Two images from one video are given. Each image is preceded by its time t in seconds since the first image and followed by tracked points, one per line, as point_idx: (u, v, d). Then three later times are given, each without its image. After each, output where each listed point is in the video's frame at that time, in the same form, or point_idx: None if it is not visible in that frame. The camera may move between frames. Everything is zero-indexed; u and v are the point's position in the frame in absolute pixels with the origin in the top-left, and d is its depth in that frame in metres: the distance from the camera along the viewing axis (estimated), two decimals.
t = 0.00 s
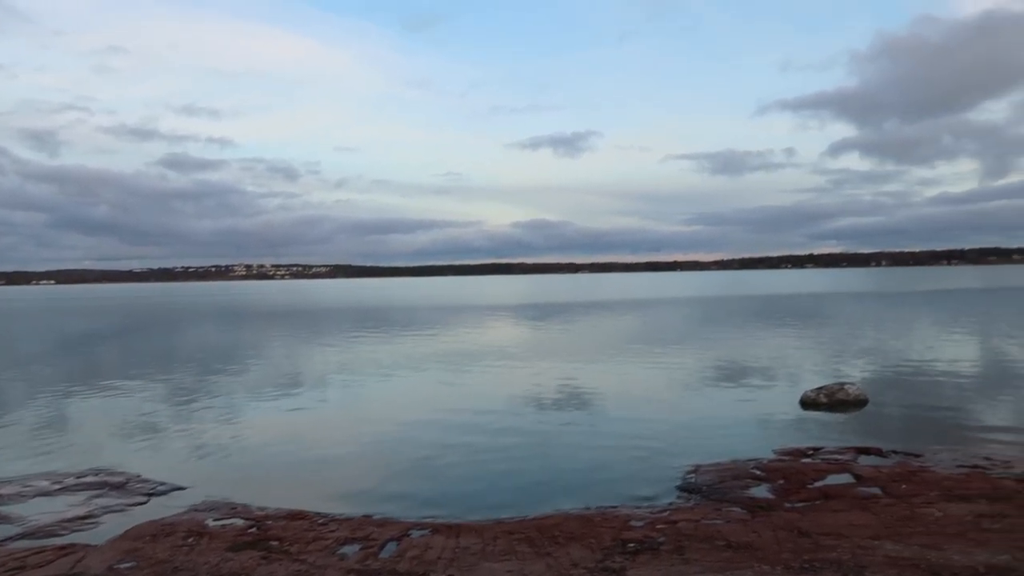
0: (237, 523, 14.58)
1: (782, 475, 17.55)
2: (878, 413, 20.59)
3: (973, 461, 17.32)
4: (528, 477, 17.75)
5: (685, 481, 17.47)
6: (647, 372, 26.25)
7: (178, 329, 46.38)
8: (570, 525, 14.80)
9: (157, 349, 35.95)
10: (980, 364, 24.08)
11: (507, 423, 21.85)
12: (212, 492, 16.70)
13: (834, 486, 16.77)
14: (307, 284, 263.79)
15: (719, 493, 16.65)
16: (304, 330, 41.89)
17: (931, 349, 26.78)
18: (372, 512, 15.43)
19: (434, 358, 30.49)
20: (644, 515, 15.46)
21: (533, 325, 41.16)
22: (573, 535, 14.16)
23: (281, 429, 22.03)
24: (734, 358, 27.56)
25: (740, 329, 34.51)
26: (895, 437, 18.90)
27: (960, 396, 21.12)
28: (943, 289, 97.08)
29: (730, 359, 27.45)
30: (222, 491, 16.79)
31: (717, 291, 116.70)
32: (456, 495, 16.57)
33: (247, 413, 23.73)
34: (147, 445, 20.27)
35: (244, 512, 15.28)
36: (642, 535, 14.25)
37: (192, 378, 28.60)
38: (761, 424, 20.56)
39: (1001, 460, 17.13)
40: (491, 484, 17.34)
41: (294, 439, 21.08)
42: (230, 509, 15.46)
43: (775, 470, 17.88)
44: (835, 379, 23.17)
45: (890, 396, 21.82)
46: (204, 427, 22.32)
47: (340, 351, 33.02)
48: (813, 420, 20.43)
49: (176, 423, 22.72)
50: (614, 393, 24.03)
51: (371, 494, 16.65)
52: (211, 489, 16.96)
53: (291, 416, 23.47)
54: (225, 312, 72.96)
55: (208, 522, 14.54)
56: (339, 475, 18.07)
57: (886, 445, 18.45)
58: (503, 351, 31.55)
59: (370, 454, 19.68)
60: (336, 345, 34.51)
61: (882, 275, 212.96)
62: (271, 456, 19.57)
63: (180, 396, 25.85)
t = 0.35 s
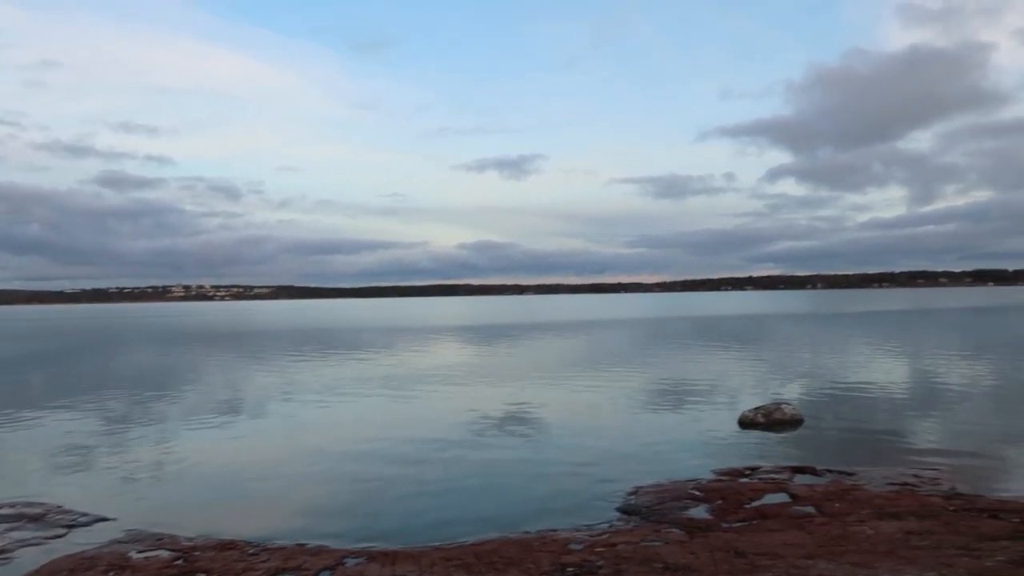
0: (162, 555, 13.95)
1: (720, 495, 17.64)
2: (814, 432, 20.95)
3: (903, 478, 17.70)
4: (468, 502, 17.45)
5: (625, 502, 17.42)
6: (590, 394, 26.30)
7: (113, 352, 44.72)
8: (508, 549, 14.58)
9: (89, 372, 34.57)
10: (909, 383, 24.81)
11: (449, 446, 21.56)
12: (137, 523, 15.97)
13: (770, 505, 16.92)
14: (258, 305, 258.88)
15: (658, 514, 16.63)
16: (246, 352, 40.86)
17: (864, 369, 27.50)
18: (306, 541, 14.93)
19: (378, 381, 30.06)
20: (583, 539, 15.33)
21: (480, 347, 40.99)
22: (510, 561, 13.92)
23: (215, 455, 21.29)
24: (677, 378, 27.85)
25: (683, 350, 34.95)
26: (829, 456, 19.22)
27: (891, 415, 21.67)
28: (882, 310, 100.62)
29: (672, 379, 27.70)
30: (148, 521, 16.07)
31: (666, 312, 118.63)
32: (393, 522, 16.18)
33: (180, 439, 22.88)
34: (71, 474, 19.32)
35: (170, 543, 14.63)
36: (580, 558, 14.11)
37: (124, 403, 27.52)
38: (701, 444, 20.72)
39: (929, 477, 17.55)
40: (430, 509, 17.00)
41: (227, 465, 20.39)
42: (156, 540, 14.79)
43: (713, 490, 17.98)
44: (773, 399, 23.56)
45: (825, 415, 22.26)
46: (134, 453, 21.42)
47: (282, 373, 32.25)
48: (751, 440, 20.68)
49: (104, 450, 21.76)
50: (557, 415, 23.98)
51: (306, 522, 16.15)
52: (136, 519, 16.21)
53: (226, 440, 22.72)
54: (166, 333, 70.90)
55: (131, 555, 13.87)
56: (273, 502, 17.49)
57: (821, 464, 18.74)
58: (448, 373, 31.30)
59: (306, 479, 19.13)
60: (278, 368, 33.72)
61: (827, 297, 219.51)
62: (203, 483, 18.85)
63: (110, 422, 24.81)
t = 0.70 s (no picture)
0: (85, 570, 13.40)
1: (657, 501, 17.84)
2: (749, 438, 21.40)
3: (833, 483, 18.18)
4: (407, 511, 17.24)
5: (564, 509, 17.46)
6: (533, 401, 26.39)
7: (43, 358, 43.03)
8: (446, 558, 14.45)
9: (16, 380, 33.16)
10: (840, 391, 25.57)
11: (389, 454, 21.32)
12: (59, 537, 15.32)
13: (706, 511, 17.18)
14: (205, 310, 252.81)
15: (596, 521, 16.71)
16: (184, 359, 39.76)
17: (798, 377, 28.24)
18: (238, 553, 14.52)
19: (320, 389, 29.61)
20: (522, 546, 15.29)
21: (426, 354, 40.77)
22: (448, 570, 13.78)
23: (146, 464, 20.61)
24: (618, 386, 28.16)
25: (626, 358, 35.42)
26: (764, 462, 19.62)
27: (823, 421, 22.30)
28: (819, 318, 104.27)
29: (614, 387, 27.97)
30: (71, 536, 15.43)
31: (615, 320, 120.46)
32: (330, 532, 15.88)
33: (110, 448, 22.10)
34: None
35: (94, 558, 14.07)
36: (519, 566, 14.07)
37: (52, 412, 26.47)
38: (640, 450, 20.95)
39: (857, 482, 18.07)
40: (368, 519, 16.74)
41: (157, 476, 19.74)
42: (79, 554, 14.21)
43: (651, 496, 18.17)
44: (711, 406, 24.01)
45: (760, 421, 22.77)
46: (60, 464, 20.59)
47: (221, 381, 31.49)
48: (688, 446, 21.00)
49: (27, 460, 20.86)
50: (499, 423, 23.98)
51: (239, 533, 15.72)
52: (59, 533, 15.56)
53: (159, 450, 22.02)
54: (102, 339, 68.58)
55: (51, 571, 13.28)
56: (206, 513, 17.00)
57: (755, 469, 19.12)
58: (392, 381, 31.03)
59: (241, 489, 18.65)
60: (217, 375, 32.91)
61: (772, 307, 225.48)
62: (132, 494, 18.22)
63: (36, 432, 23.82)
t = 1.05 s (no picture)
0: None
1: (589, 505, 17.96)
2: (680, 442, 21.80)
3: (759, 485, 18.65)
4: (337, 519, 16.91)
5: (497, 515, 17.40)
6: (468, 406, 26.31)
7: None
8: (378, 565, 14.22)
9: None
10: (767, 395, 26.32)
11: (321, 462, 20.89)
12: None
13: (637, 514, 17.39)
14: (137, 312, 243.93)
15: (529, 526, 16.71)
16: (108, 364, 38.20)
17: (728, 382, 28.95)
18: (158, 567, 13.95)
19: (250, 395, 28.87)
20: (455, 552, 15.17)
21: (361, 359, 40.23)
22: None
23: (63, 474, 19.69)
24: (553, 391, 28.34)
25: (562, 363, 35.72)
26: (694, 466, 20.00)
27: (750, 425, 22.90)
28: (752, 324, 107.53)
29: (549, 392, 28.12)
30: None
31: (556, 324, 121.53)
32: (258, 543, 15.42)
33: (23, 458, 21.02)
34: None
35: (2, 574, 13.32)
36: (451, 572, 13.95)
37: None
38: (573, 455, 21.08)
39: (782, 484, 18.58)
40: (298, 528, 16.34)
41: (74, 486, 18.87)
42: None
43: (584, 500, 18.29)
44: (643, 411, 24.38)
45: (690, 426, 23.23)
46: None
47: (146, 387, 30.36)
48: (621, 451, 21.25)
49: None
50: (433, 428, 23.81)
51: (161, 545, 15.13)
52: None
53: (77, 459, 21.06)
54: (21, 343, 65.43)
55: None
56: (126, 525, 16.32)
57: (685, 473, 19.48)
58: (326, 386, 30.51)
59: (165, 499, 17.98)
60: (142, 381, 31.72)
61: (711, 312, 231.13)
62: (46, 506, 17.36)
63: None
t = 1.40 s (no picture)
0: None
1: (518, 504, 18.05)
2: (606, 440, 22.18)
3: (682, 480, 19.16)
4: (261, 524, 16.43)
5: (426, 516, 17.27)
6: (395, 407, 26.04)
7: None
8: (304, 570, 13.89)
9: None
10: (689, 393, 27.08)
11: (242, 466, 20.26)
12: None
13: (565, 512, 17.58)
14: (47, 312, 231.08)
15: (458, 526, 16.66)
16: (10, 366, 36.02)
17: (652, 380, 29.63)
18: None
19: (166, 398, 27.74)
20: (384, 555, 14.97)
21: (285, 359, 39.24)
22: None
23: None
24: (482, 390, 28.37)
25: (490, 363, 35.81)
26: (620, 463, 20.37)
27: (674, 422, 23.50)
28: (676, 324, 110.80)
29: (478, 392, 28.13)
30: None
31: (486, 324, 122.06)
32: (176, 550, 14.80)
33: None
34: None
35: None
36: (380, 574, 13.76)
37: None
38: (502, 454, 21.15)
39: (704, 479, 19.14)
40: (219, 534, 15.78)
41: None
42: None
43: (513, 499, 18.36)
44: (570, 409, 24.68)
45: (616, 423, 23.67)
46: None
47: (53, 391, 28.76)
48: (548, 449, 21.45)
49: None
50: (359, 430, 23.46)
51: (69, 556, 14.33)
52: None
53: None
54: None
55: None
56: (31, 534, 15.40)
57: (611, 470, 19.82)
58: (247, 388, 29.62)
59: (74, 506, 17.06)
60: (48, 384, 30.04)
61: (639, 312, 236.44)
62: None
63: None
